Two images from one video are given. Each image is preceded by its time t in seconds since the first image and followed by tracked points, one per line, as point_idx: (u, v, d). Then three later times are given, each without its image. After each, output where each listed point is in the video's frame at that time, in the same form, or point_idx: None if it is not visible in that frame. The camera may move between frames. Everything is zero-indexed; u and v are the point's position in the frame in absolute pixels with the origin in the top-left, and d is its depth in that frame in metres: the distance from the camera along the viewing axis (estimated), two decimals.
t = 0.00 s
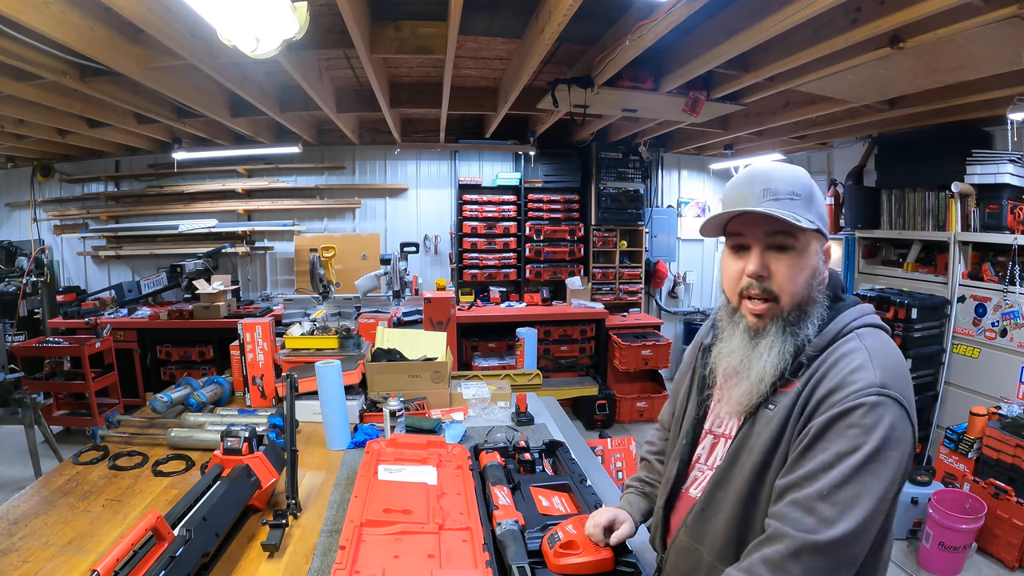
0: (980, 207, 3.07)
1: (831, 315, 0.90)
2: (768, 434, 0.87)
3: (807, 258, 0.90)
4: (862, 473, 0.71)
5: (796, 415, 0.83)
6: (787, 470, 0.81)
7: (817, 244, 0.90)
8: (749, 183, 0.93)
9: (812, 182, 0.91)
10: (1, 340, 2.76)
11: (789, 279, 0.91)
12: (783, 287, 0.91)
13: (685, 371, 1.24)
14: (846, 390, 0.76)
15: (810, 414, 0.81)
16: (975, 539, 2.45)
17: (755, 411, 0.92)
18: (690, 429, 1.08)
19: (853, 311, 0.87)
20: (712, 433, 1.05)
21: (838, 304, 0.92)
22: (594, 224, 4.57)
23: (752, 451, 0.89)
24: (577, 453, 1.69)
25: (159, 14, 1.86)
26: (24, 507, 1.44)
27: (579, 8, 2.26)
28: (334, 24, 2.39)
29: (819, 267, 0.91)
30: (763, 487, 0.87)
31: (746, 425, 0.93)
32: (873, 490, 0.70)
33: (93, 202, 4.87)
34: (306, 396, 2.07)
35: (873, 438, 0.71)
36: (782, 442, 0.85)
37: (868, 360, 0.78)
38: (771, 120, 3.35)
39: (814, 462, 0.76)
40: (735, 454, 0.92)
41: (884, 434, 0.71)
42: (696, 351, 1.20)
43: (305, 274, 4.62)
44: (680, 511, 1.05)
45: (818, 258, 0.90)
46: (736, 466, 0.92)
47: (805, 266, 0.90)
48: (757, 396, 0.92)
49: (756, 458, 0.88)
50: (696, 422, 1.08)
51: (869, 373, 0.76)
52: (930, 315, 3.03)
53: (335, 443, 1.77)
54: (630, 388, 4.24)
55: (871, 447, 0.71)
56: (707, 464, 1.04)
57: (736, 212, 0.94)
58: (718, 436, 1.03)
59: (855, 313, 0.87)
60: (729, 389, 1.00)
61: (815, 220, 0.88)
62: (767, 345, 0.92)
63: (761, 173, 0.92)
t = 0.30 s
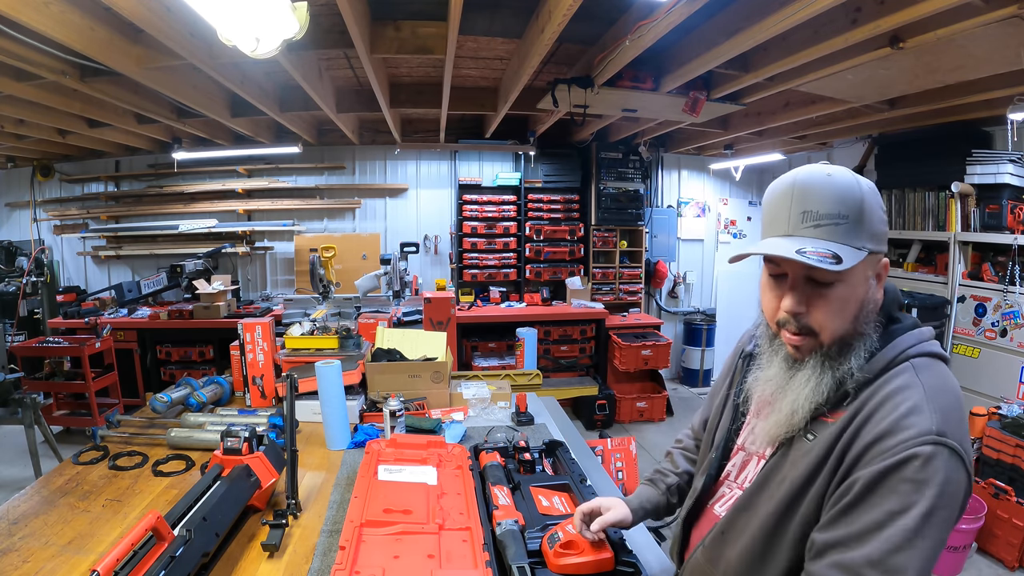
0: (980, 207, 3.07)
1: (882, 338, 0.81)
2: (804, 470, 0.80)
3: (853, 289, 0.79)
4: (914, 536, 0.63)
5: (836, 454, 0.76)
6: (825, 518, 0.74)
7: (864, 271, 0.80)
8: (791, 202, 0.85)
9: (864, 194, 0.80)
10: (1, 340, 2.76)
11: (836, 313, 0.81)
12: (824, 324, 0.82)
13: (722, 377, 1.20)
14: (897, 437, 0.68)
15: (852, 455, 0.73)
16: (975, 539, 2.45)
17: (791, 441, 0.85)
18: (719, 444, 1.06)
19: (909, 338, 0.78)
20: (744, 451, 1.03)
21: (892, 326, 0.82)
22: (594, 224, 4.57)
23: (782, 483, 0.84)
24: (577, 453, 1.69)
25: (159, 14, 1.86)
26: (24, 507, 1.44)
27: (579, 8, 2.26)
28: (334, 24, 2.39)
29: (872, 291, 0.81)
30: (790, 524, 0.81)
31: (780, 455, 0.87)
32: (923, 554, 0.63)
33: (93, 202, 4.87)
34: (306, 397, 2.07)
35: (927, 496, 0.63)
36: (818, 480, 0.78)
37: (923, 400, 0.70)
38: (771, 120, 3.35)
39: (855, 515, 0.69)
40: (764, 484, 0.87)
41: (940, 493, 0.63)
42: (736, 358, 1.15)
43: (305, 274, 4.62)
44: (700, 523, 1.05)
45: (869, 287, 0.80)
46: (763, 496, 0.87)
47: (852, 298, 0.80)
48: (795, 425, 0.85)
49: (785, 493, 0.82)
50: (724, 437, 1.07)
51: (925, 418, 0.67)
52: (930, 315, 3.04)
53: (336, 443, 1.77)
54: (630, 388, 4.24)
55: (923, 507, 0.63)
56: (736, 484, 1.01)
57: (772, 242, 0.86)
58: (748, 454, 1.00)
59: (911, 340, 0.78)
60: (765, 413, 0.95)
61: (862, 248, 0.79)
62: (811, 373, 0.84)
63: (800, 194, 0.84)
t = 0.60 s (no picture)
0: (980, 207, 3.07)
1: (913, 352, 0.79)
2: (829, 495, 0.77)
3: (880, 307, 0.76)
4: None
5: (865, 481, 0.73)
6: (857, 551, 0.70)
7: (892, 288, 0.77)
8: (814, 212, 0.83)
9: (896, 204, 0.76)
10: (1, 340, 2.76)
11: (862, 330, 0.78)
12: (847, 341, 0.79)
13: (741, 382, 1.20)
14: (936, 468, 0.64)
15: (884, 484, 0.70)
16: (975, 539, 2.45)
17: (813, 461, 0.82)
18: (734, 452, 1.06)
19: (943, 354, 0.75)
20: (757, 463, 1.03)
21: (925, 339, 0.79)
22: (594, 224, 4.57)
23: (801, 505, 0.81)
24: (577, 453, 1.69)
25: (159, 14, 1.86)
26: (24, 507, 1.44)
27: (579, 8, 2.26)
28: (334, 24, 2.39)
29: (902, 307, 0.78)
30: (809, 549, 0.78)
31: (800, 473, 0.84)
32: None
33: (93, 202, 4.87)
34: (306, 396, 2.07)
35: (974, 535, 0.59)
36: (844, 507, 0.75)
37: (962, 427, 0.66)
38: (771, 120, 3.35)
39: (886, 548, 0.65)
40: (782, 504, 0.84)
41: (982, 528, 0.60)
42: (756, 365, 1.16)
43: (305, 274, 4.62)
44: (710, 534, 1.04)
45: (897, 303, 0.77)
46: (780, 516, 0.84)
47: (878, 316, 0.77)
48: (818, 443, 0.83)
49: (807, 516, 0.78)
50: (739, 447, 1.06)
51: (965, 446, 0.64)
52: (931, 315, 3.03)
53: (335, 443, 1.77)
54: (630, 388, 4.24)
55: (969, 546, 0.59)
56: (749, 498, 1.00)
57: (793, 256, 0.84)
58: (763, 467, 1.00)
59: (945, 356, 0.75)
60: (784, 427, 0.93)
61: (889, 266, 0.76)
62: (831, 388, 0.83)
63: (824, 205, 0.82)
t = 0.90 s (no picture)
0: (980, 207, 3.06)
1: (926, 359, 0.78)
2: (827, 502, 0.76)
3: (890, 309, 0.76)
4: None
5: (866, 490, 0.72)
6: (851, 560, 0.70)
7: (906, 290, 0.76)
8: (831, 204, 0.83)
9: (917, 204, 0.75)
10: (1, 340, 2.76)
11: (871, 330, 0.78)
12: (853, 341, 0.80)
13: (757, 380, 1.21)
14: (939, 485, 0.63)
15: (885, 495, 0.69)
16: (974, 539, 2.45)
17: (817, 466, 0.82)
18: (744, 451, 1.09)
19: (957, 364, 0.74)
20: (764, 460, 1.04)
21: (939, 347, 0.77)
22: (594, 224, 4.57)
23: (800, 509, 0.81)
24: (577, 453, 1.69)
25: (159, 14, 1.86)
26: (24, 507, 1.44)
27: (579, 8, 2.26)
28: (334, 24, 2.39)
29: (914, 312, 0.77)
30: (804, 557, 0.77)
31: (802, 476, 0.84)
32: None
33: (93, 202, 4.87)
34: (306, 396, 2.07)
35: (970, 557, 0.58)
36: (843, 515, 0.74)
37: (970, 444, 0.65)
38: (771, 120, 3.35)
39: (880, 559, 0.65)
40: (782, 508, 0.84)
41: (981, 551, 0.59)
42: (771, 362, 1.19)
43: (305, 274, 4.62)
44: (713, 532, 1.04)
45: (909, 307, 0.77)
46: (779, 518, 0.84)
47: (888, 317, 0.77)
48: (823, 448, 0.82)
49: (805, 522, 0.78)
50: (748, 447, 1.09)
51: (972, 465, 0.63)
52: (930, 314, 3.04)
53: (335, 443, 1.77)
54: (630, 388, 4.24)
55: (966, 567, 0.58)
56: (753, 497, 1.00)
57: (805, 247, 0.84)
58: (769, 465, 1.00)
59: (959, 367, 0.74)
60: (789, 427, 0.93)
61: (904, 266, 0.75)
62: (839, 390, 0.84)
63: (842, 197, 0.81)
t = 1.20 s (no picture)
0: (980, 207, 3.06)
1: (933, 360, 0.77)
2: (830, 500, 0.76)
3: (884, 305, 0.76)
4: None
5: (869, 489, 0.72)
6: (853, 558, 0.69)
7: (901, 287, 0.75)
8: (827, 202, 0.85)
9: (913, 201, 0.74)
10: (1, 340, 2.76)
11: (864, 326, 0.78)
12: (848, 335, 0.80)
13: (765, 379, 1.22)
14: (942, 485, 0.63)
15: (888, 494, 0.69)
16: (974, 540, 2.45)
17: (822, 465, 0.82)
18: (750, 447, 1.09)
19: (960, 365, 0.73)
20: (771, 457, 1.04)
21: (946, 348, 0.77)
22: (594, 224, 4.56)
23: (804, 507, 0.80)
24: (577, 453, 1.69)
25: (159, 14, 1.86)
26: (24, 507, 1.44)
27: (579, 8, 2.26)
28: (334, 24, 2.39)
29: (910, 311, 0.76)
30: (807, 555, 0.77)
31: (806, 474, 0.84)
32: None
33: (93, 202, 4.87)
34: (306, 396, 2.07)
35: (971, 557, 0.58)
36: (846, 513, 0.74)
37: (975, 446, 0.64)
38: (771, 120, 3.35)
39: (881, 557, 0.65)
40: (786, 506, 0.84)
41: (982, 551, 0.59)
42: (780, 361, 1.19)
43: (305, 274, 4.62)
44: (717, 531, 1.04)
45: (904, 305, 0.76)
46: (782, 517, 0.84)
47: (882, 314, 0.76)
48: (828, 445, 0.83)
49: (807, 520, 0.78)
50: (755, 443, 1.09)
51: (976, 466, 0.62)
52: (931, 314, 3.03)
53: (336, 443, 1.77)
54: (630, 388, 4.24)
55: (967, 566, 0.58)
56: (757, 495, 1.00)
57: (801, 242, 0.86)
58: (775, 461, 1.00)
59: (963, 368, 0.73)
60: (793, 423, 0.94)
61: (898, 261, 0.74)
62: (838, 385, 0.84)
63: (837, 195, 0.83)
